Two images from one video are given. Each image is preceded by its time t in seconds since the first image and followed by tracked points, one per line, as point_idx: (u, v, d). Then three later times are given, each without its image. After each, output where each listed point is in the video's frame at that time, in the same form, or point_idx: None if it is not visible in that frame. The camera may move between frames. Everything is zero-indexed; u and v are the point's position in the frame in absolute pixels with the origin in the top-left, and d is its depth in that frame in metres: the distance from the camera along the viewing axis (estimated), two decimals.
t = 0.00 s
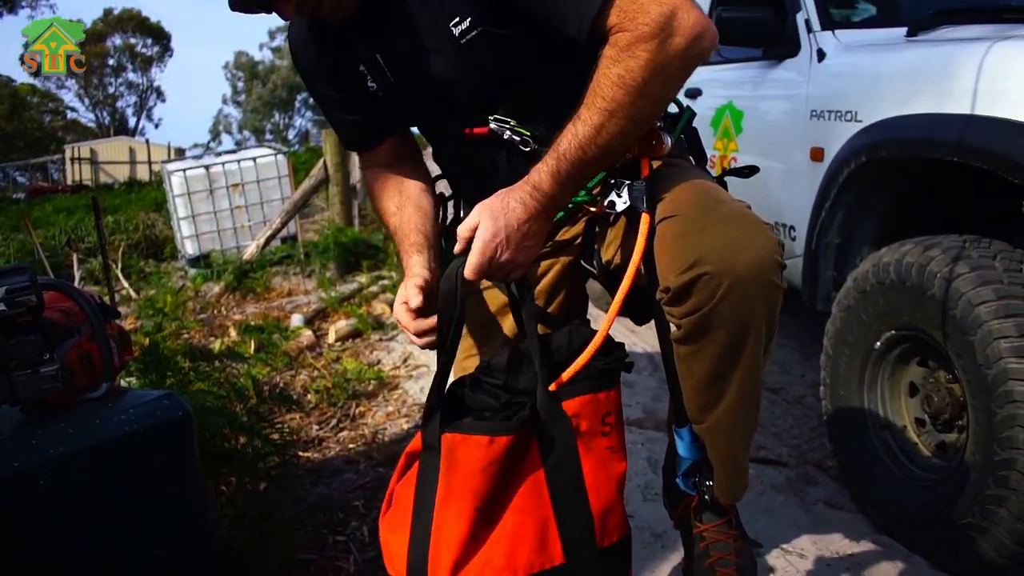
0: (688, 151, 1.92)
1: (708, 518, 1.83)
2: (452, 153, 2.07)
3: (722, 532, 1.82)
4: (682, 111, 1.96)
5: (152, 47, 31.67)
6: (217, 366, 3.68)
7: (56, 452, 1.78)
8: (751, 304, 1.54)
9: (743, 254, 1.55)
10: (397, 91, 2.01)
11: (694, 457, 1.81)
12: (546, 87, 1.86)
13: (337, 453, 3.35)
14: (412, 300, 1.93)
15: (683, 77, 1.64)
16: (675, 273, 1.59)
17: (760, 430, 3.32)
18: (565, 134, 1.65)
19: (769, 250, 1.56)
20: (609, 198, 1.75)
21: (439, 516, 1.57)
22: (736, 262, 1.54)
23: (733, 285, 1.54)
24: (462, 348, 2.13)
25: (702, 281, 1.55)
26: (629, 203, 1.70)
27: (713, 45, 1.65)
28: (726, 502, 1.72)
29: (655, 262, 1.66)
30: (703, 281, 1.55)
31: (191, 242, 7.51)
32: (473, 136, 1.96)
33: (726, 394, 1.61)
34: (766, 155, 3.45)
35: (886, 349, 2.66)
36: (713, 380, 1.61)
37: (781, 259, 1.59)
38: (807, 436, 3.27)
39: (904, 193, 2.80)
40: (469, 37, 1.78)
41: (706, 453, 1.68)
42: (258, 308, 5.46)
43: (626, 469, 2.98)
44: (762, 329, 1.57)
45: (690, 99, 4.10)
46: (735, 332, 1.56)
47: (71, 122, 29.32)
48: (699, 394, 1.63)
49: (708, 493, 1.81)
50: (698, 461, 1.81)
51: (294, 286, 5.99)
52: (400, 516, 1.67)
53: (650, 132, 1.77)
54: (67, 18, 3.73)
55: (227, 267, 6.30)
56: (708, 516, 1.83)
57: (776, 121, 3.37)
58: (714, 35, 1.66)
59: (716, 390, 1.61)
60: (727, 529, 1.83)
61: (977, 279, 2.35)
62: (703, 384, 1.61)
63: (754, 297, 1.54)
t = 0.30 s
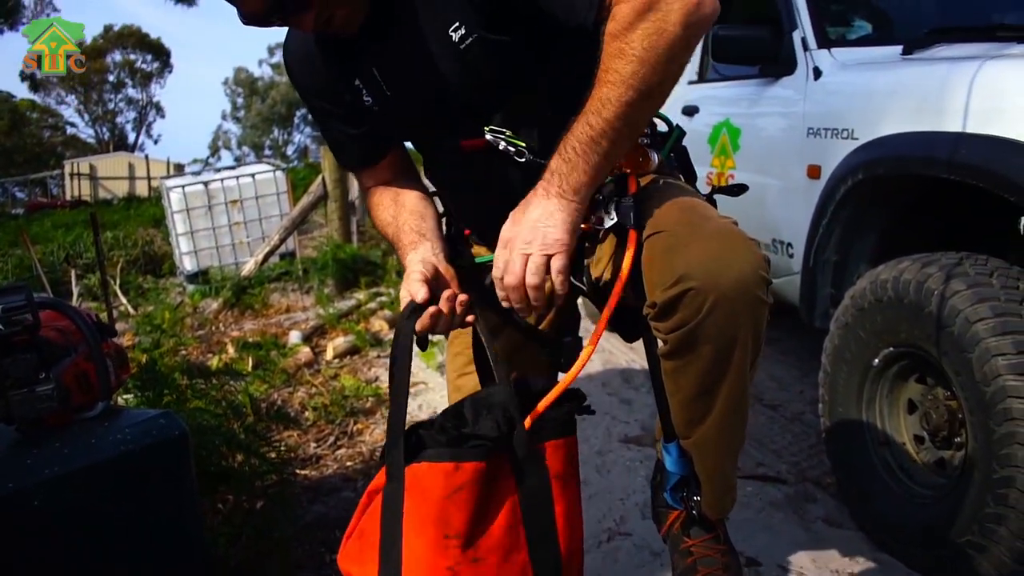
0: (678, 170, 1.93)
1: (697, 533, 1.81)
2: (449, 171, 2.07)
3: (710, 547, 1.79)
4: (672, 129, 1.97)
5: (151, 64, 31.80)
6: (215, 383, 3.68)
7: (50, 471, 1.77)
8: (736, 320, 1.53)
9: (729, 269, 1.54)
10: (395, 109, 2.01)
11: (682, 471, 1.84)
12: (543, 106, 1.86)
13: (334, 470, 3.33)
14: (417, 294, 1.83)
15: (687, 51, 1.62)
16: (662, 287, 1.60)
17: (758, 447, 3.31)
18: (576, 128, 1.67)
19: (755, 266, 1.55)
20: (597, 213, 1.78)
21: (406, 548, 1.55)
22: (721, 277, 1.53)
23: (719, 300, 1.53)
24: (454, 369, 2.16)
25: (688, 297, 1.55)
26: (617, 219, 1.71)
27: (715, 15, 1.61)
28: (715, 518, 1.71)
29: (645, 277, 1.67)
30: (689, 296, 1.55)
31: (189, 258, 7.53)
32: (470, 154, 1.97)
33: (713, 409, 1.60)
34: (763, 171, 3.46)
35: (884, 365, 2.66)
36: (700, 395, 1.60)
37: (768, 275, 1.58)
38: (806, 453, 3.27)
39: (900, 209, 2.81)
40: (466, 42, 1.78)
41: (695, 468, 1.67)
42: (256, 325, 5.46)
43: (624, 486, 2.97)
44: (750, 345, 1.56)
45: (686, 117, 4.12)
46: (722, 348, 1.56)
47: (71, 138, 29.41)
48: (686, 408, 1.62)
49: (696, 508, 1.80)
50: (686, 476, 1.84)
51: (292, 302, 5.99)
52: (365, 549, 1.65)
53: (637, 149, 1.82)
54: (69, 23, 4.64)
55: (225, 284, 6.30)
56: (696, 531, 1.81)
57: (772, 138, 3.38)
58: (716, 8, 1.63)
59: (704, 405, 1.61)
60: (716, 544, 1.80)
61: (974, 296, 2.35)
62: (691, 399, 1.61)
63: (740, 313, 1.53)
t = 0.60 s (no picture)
0: (675, 184, 1.94)
1: (697, 546, 1.79)
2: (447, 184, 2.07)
3: (709, 559, 1.77)
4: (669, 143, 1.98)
5: (151, 77, 31.88)
6: (212, 396, 3.67)
7: (45, 487, 1.76)
8: (735, 332, 1.53)
9: (727, 282, 1.54)
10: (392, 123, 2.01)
11: (682, 484, 1.83)
12: (540, 120, 1.87)
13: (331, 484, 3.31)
14: (423, 316, 1.83)
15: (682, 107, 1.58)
16: (661, 301, 1.60)
17: (756, 460, 3.31)
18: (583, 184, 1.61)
19: (752, 278, 1.55)
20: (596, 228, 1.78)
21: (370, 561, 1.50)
22: (719, 290, 1.53)
23: (717, 313, 1.53)
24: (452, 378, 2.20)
25: (687, 311, 1.55)
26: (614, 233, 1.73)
27: (704, 70, 1.59)
28: (717, 531, 1.70)
29: (646, 289, 1.67)
30: (688, 309, 1.55)
31: (187, 270, 7.52)
32: (468, 168, 1.97)
33: (714, 422, 1.60)
34: (761, 186, 3.47)
35: (883, 380, 2.66)
36: (700, 408, 1.60)
37: (766, 286, 1.58)
38: (804, 467, 3.26)
39: (898, 223, 2.82)
40: (462, 64, 1.79)
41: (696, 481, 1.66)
42: (253, 337, 5.45)
43: (622, 500, 2.97)
44: (749, 356, 1.56)
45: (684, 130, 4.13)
46: (721, 360, 1.55)
47: (70, 150, 29.45)
48: (687, 421, 1.62)
49: (696, 521, 1.79)
50: (686, 488, 1.83)
51: (289, 315, 5.98)
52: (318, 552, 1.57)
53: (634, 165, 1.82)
54: (70, 24, 4.66)
55: (223, 296, 6.30)
56: (696, 544, 1.79)
57: (769, 152, 3.39)
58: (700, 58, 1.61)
59: (704, 419, 1.61)
60: (717, 557, 1.77)
61: (972, 311, 2.35)
62: (691, 412, 1.61)
63: (739, 325, 1.53)
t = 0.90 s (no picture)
0: (673, 197, 1.94)
1: (692, 563, 1.78)
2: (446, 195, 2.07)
3: None
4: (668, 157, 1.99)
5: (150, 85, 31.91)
6: (209, 404, 3.66)
7: (40, 496, 1.76)
8: (719, 345, 1.54)
9: (710, 295, 1.55)
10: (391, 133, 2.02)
11: (676, 500, 1.80)
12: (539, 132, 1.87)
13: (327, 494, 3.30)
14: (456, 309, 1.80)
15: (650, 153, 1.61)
16: (645, 314, 1.61)
17: (753, 471, 3.31)
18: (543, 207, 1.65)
19: (736, 291, 1.56)
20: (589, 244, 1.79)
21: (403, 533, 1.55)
22: (701, 303, 1.55)
23: (699, 326, 1.54)
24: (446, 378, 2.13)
25: (670, 325, 1.56)
26: (605, 247, 1.75)
27: (682, 118, 1.59)
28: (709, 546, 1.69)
29: (631, 306, 1.68)
30: (671, 323, 1.56)
31: (185, 278, 7.51)
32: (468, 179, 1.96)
33: (701, 436, 1.60)
34: (758, 197, 3.47)
35: (880, 391, 2.66)
36: (688, 421, 1.60)
37: (750, 299, 1.59)
38: (802, 478, 3.25)
39: (895, 235, 2.82)
40: (459, 74, 1.79)
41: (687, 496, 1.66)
42: (250, 345, 5.45)
43: (619, 510, 2.96)
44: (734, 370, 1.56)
45: (682, 141, 4.14)
46: (706, 374, 1.56)
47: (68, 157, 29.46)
48: (675, 436, 1.62)
49: (690, 537, 1.77)
50: (680, 504, 1.80)
51: (286, 323, 5.98)
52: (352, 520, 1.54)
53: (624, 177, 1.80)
54: (69, 23, 4.71)
55: (220, 304, 6.30)
56: (691, 560, 1.78)
57: (766, 163, 3.40)
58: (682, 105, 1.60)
59: (692, 432, 1.61)
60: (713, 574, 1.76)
61: (970, 322, 2.35)
62: (679, 425, 1.61)
63: (722, 338, 1.54)
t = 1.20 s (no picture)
0: (672, 204, 1.94)
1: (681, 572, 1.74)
2: (445, 201, 2.07)
3: None
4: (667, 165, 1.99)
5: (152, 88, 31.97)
6: (209, 407, 3.67)
7: (40, 500, 1.76)
8: (708, 356, 1.54)
9: (701, 306, 1.55)
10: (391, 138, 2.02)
11: (664, 509, 1.79)
12: (537, 138, 1.87)
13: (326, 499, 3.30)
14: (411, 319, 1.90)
15: (627, 169, 1.60)
16: (636, 323, 1.61)
17: (752, 477, 3.31)
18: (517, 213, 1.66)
19: (727, 303, 1.56)
20: (581, 251, 1.79)
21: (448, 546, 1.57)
22: (691, 315, 1.54)
23: (689, 337, 1.54)
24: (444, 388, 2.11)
25: (660, 335, 1.56)
26: (596, 254, 1.76)
27: (663, 137, 1.58)
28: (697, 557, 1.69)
29: (623, 313, 1.68)
30: (662, 333, 1.56)
31: (185, 282, 7.52)
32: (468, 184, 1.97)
33: (691, 446, 1.60)
34: (758, 204, 3.48)
35: (879, 399, 2.65)
36: (679, 431, 1.60)
37: (742, 311, 1.58)
38: (801, 485, 3.25)
39: (895, 243, 2.82)
40: (457, 74, 1.80)
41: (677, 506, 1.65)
42: (250, 349, 5.45)
43: (618, 517, 2.96)
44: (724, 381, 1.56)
45: (682, 147, 4.14)
46: (696, 384, 1.56)
47: (70, 160, 29.51)
48: (667, 445, 1.62)
49: (679, 545, 1.76)
50: (668, 513, 1.80)
51: (286, 327, 5.99)
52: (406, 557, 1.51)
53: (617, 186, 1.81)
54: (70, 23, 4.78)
55: (220, 308, 6.31)
56: (679, 569, 1.74)
57: (766, 170, 3.41)
58: (665, 124, 1.59)
59: (682, 442, 1.61)
60: None
61: (970, 330, 2.35)
62: (670, 435, 1.61)
63: (711, 349, 1.54)
